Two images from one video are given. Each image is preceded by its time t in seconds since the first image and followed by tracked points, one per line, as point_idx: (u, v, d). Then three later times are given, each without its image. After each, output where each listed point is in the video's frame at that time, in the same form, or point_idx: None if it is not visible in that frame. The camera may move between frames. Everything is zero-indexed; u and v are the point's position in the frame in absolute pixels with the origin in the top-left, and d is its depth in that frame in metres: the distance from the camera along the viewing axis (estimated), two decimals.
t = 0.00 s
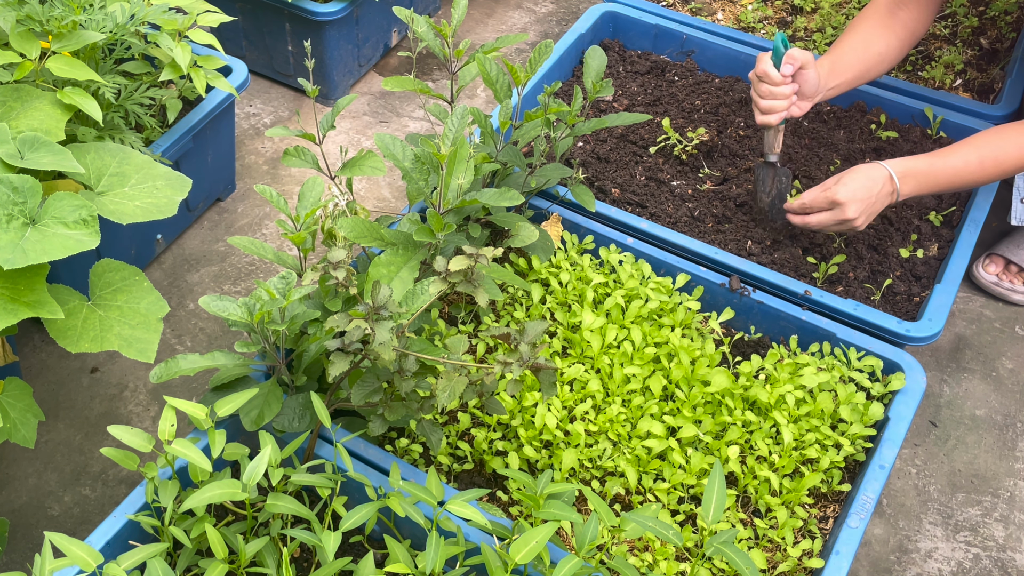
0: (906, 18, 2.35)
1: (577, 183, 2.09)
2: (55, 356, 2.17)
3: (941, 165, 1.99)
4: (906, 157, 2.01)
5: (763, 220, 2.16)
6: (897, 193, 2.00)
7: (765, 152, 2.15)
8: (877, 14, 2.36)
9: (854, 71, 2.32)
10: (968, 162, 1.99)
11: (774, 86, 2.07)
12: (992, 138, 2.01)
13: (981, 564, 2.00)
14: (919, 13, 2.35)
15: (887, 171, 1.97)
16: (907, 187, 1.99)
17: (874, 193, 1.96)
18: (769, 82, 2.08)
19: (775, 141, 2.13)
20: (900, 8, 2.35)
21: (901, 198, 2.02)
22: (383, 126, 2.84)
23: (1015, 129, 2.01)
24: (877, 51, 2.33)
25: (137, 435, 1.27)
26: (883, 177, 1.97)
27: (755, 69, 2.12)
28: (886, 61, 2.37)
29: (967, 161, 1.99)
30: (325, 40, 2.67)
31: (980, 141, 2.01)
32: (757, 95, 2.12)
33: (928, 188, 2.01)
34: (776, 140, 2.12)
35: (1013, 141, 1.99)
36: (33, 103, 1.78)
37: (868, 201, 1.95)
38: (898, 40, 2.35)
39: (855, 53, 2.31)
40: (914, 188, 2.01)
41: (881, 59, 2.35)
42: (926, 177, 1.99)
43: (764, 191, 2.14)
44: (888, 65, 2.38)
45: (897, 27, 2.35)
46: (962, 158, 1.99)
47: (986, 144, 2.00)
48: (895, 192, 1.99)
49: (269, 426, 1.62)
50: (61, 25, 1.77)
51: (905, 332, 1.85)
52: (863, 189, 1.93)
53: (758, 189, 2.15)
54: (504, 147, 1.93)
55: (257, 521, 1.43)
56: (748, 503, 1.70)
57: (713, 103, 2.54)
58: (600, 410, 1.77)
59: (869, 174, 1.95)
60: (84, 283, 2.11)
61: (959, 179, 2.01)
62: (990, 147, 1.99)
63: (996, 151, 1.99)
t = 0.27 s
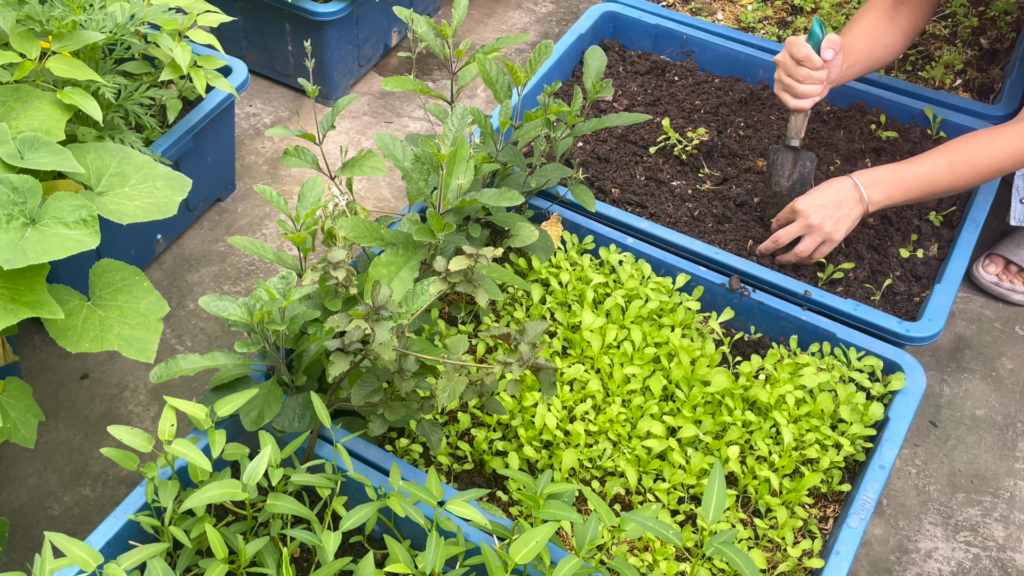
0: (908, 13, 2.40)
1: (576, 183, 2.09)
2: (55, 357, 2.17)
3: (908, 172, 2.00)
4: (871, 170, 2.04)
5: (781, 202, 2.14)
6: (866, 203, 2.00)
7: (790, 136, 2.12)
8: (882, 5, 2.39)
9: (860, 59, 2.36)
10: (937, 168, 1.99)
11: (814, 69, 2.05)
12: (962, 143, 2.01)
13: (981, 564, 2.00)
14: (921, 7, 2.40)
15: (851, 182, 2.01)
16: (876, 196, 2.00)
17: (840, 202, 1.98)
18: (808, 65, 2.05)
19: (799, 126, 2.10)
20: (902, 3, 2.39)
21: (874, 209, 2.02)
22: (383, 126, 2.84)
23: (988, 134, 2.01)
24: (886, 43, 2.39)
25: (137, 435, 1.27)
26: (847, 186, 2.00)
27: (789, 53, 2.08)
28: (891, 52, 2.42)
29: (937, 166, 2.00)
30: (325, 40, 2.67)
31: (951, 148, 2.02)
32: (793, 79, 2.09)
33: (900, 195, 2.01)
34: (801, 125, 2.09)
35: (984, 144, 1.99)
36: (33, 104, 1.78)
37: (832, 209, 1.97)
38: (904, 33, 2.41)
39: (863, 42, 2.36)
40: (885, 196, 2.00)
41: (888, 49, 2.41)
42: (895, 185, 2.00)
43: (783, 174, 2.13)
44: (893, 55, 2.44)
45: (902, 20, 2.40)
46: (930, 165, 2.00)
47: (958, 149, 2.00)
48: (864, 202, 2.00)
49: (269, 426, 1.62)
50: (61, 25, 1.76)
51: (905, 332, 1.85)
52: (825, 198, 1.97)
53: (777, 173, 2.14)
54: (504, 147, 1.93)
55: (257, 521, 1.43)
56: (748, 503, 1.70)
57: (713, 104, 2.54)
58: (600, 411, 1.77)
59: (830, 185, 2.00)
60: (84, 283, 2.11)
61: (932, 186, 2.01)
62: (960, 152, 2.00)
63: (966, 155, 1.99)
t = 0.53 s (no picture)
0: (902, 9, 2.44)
1: (576, 183, 2.09)
2: (54, 357, 2.17)
3: (905, 178, 2.01)
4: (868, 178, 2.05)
5: (775, 180, 2.21)
6: (865, 211, 2.01)
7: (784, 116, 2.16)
8: (874, 1, 2.45)
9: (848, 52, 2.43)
10: (935, 172, 2.00)
11: (812, 50, 2.02)
12: (959, 148, 2.01)
13: (981, 564, 2.00)
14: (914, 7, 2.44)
15: (848, 191, 2.02)
16: (875, 203, 2.00)
17: (838, 211, 1.99)
18: (806, 47, 2.03)
19: (794, 106, 2.14)
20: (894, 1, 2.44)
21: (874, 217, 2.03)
22: (383, 126, 2.84)
23: (986, 136, 2.01)
24: (875, 36, 2.44)
25: (137, 435, 1.27)
26: (845, 196, 2.01)
27: (785, 34, 2.07)
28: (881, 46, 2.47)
29: (934, 172, 2.00)
30: (325, 40, 2.67)
31: (948, 152, 2.02)
32: (790, 61, 2.07)
33: (899, 202, 2.01)
34: (794, 105, 2.13)
35: (981, 147, 1.99)
36: (33, 104, 1.78)
37: (832, 220, 1.98)
38: (893, 30, 2.46)
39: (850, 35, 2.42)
40: (883, 204, 2.01)
41: (878, 43, 2.46)
42: (893, 192, 2.01)
43: (778, 154, 2.18)
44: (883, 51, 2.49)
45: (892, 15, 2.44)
46: (927, 170, 2.00)
47: (955, 153, 2.00)
48: (863, 209, 2.00)
49: (269, 426, 1.62)
50: (61, 25, 1.76)
51: (905, 332, 1.85)
52: (824, 208, 1.99)
53: (772, 153, 2.20)
54: (504, 147, 1.93)
55: (257, 521, 1.43)
56: (748, 503, 1.70)
57: (713, 103, 2.54)
58: (600, 410, 1.77)
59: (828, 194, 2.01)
60: (83, 283, 2.11)
61: (930, 191, 2.01)
62: (956, 156, 2.00)
63: (963, 159, 1.99)
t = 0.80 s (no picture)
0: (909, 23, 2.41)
1: (576, 183, 2.09)
2: (54, 357, 2.17)
3: (912, 175, 2.01)
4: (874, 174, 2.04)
5: (767, 187, 2.17)
6: (872, 205, 2.00)
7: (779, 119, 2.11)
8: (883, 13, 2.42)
9: (855, 62, 2.37)
10: (943, 169, 2.01)
11: (803, 49, 2.03)
12: (966, 148, 2.03)
13: (981, 564, 2.00)
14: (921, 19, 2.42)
15: (855, 186, 2.01)
16: (883, 198, 2.00)
17: (845, 206, 1.98)
18: (797, 46, 2.04)
19: (788, 108, 2.09)
20: (903, 13, 2.41)
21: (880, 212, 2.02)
22: (383, 126, 2.84)
23: (991, 137, 2.04)
24: (883, 45, 2.39)
25: (137, 435, 1.27)
26: (852, 190, 2.00)
27: (778, 34, 2.07)
28: (891, 57, 2.42)
29: (943, 169, 2.01)
30: (325, 40, 2.67)
31: (955, 151, 2.03)
32: (782, 61, 2.07)
33: (905, 198, 2.01)
34: (790, 108, 2.08)
35: (988, 147, 2.01)
36: (33, 104, 1.78)
37: (839, 216, 1.97)
38: (902, 39, 2.41)
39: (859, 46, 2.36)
40: (891, 198, 2.00)
41: (886, 52, 2.40)
42: (901, 188, 2.01)
43: (771, 159, 2.13)
44: (891, 62, 2.44)
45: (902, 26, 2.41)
46: (935, 167, 2.01)
47: (962, 153, 2.02)
48: (870, 204, 2.00)
49: (269, 427, 1.62)
50: (61, 25, 1.76)
51: (905, 332, 1.85)
52: (831, 203, 1.97)
53: (765, 158, 2.15)
54: (504, 147, 1.93)
55: (257, 521, 1.43)
56: (748, 503, 1.70)
57: (713, 104, 2.54)
58: (600, 411, 1.77)
59: (833, 191, 2.00)
60: (83, 283, 2.11)
61: (936, 189, 2.02)
62: (964, 155, 2.01)
63: (970, 158, 2.01)
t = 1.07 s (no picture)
0: None
1: (576, 183, 2.09)
2: (54, 356, 2.17)
3: (845, 134, 2.11)
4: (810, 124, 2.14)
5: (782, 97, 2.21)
6: (800, 155, 2.11)
7: None
8: None
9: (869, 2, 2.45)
10: (873, 136, 2.09)
11: None
12: (902, 117, 2.11)
13: (981, 564, 2.00)
14: None
15: (787, 135, 2.11)
16: (810, 150, 2.10)
17: (773, 155, 2.09)
18: None
19: None
20: None
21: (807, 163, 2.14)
22: (383, 126, 2.84)
23: (931, 111, 2.10)
24: None
25: (137, 435, 1.27)
26: (783, 140, 2.10)
27: None
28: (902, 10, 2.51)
29: (873, 134, 2.10)
30: (325, 40, 2.67)
31: (892, 119, 2.11)
32: None
33: (833, 154, 2.12)
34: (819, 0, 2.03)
35: (923, 121, 2.08)
36: (33, 104, 1.78)
37: (767, 163, 2.09)
38: None
39: None
40: (818, 151, 2.11)
41: None
42: (829, 143, 2.11)
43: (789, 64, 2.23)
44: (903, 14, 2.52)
45: None
46: (866, 131, 2.10)
47: (898, 122, 2.10)
48: (798, 155, 2.10)
49: (269, 426, 1.62)
50: (61, 25, 1.76)
51: (905, 332, 1.85)
52: (762, 150, 2.09)
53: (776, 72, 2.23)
54: (504, 147, 1.93)
55: (257, 521, 1.43)
56: (748, 503, 1.70)
57: (713, 104, 2.54)
58: (600, 410, 1.77)
59: (768, 137, 2.10)
60: (84, 282, 2.11)
61: (864, 152, 2.11)
62: (898, 124, 2.09)
63: (903, 129, 2.09)
